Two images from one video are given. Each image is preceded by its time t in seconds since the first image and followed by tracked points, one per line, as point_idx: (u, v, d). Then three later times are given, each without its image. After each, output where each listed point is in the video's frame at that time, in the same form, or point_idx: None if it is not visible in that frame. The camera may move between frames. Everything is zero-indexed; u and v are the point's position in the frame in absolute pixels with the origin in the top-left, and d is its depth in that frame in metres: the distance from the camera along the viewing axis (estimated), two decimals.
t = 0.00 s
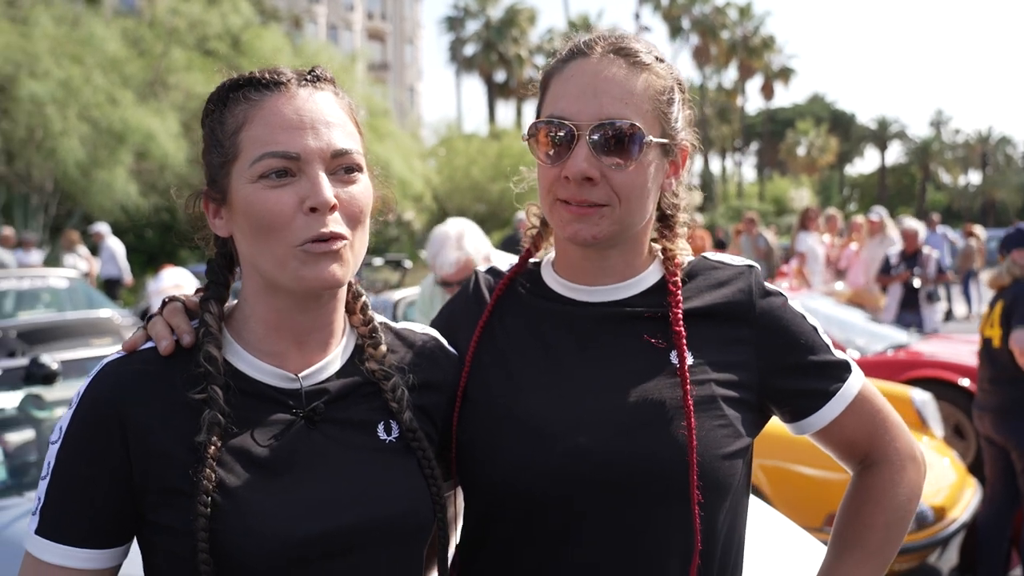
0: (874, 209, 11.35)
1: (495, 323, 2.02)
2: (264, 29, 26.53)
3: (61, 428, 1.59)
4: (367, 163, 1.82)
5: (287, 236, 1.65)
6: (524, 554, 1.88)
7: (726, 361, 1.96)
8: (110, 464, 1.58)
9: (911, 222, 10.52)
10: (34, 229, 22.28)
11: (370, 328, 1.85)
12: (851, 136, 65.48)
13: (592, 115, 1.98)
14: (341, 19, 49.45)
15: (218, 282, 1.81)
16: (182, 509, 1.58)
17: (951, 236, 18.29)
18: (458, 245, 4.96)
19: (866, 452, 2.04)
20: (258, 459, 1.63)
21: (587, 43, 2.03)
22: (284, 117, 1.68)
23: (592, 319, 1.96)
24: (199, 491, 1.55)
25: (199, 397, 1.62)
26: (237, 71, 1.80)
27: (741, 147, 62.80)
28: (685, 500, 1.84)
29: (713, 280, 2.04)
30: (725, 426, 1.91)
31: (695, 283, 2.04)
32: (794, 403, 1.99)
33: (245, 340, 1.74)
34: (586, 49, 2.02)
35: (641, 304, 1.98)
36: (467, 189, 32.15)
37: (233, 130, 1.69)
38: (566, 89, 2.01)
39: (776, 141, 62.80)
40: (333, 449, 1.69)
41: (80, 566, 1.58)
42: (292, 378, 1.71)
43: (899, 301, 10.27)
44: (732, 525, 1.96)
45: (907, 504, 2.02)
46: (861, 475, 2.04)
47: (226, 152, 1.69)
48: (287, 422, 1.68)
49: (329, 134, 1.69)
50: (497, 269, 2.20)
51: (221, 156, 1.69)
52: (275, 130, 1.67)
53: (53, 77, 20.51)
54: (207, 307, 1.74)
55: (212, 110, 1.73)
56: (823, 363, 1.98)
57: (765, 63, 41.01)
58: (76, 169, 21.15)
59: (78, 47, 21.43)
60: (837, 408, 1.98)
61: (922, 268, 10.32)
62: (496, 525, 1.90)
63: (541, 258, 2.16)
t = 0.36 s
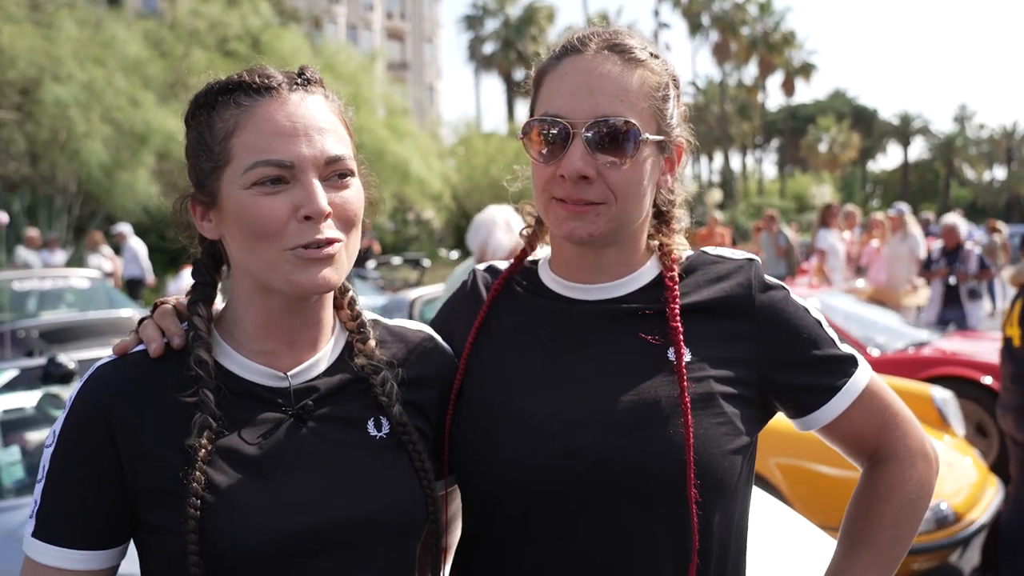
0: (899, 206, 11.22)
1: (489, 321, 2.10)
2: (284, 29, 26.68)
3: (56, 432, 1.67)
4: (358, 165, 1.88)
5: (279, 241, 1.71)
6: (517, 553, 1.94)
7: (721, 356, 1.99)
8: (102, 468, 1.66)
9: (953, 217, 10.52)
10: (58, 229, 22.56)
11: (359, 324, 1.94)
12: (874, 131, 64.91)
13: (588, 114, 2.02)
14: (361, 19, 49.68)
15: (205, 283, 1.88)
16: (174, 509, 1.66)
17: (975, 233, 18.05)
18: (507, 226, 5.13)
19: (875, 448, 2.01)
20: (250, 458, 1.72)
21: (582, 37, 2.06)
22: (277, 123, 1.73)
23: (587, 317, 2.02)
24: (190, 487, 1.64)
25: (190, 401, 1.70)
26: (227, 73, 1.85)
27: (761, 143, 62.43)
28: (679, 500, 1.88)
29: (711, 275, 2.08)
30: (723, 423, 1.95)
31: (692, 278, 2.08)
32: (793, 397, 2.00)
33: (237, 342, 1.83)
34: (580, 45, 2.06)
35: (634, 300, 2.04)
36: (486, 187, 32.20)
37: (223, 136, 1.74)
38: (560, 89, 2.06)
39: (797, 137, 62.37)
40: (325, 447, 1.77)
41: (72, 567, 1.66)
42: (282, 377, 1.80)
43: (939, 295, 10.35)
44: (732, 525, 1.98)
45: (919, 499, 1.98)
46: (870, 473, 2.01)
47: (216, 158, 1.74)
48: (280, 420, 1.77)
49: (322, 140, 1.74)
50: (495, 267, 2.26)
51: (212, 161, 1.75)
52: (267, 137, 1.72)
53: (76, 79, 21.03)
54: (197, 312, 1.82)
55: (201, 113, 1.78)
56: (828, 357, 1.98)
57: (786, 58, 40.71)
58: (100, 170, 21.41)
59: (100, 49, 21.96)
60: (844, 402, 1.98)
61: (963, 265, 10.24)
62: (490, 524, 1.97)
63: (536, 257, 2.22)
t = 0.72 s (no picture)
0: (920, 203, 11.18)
1: (489, 319, 2.12)
2: (300, 30, 26.79)
3: (53, 438, 1.70)
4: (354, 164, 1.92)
5: (276, 235, 1.74)
6: (515, 557, 1.95)
7: (724, 354, 2.00)
8: (98, 471, 1.69)
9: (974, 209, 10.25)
10: (79, 232, 22.73)
11: (351, 320, 1.98)
12: (893, 126, 64.46)
13: (606, 115, 2.03)
14: (377, 20, 49.96)
15: (195, 282, 1.97)
16: (174, 511, 1.69)
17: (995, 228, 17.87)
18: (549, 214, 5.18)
19: (875, 445, 2.00)
20: (246, 456, 1.74)
21: (589, 33, 2.07)
22: (278, 122, 1.76)
23: (588, 319, 2.02)
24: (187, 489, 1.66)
25: (185, 400, 1.74)
26: (224, 72, 1.89)
27: (779, 140, 62.22)
28: (683, 498, 1.87)
29: (710, 272, 2.08)
30: (725, 422, 1.94)
31: (689, 276, 2.09)
32: (797, 395, 1.99)
33: (229, 341, 1.87)
34: (588, 41, 2.06)
35: (634, 300, 2.04)
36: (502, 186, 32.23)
37: (223, 132, 1.77)
38: (570, 90, 2.05)
39: (815, 133, 62.06)
40: (320, 446, 1.80)
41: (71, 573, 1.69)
42: (277, 376, 1.83)
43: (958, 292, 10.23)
44: (735, 529, 1.98)
45: (918, 497, 1.97)
46: (870, 471, 2.00)
47: (215, 155, 1.77)
48: (276, 419, 1.80)
49: (321, 139, 1.78)
50: (493, 266, 2.31)
51: (209, 158, 1.78)
52: (268, 135, 1.75)
53: (95, 83, 21.34)
54: (190, 312, 1.86)
55: (197, 111, 1.82)
56: (831, 354, 1.96)
57: (803, 54, 40.51)
58: (119, 173, 21.57)
59: (119, 52, 22.19)
60: (845, 400, 1.96)
61: (984, 259, 9.97)
62: (489, 527, 1.97)
63: (533, 258, 2.24)
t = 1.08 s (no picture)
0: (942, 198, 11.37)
1: (490, 318, 2.12)
2: (314, 30, 26.84)
3: (54, 438, 1.72)
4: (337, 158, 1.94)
5: (251, 232, 1.79)
6: (516, 556, 1.95)
7: (727, 352, 1.99)
8: (99, 471, 1.70)
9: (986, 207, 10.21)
10: (95, 232, 22.80)
11: (348, 315, 2.01)
12: (910, 124, 64.06)
13: (617, 110, 2.03)
14: (392, 19, 50.02)
15: (194, 280, 2.00)
16: (175, 509, 1.70)
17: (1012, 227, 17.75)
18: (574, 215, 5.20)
19: (874, 444, 1.99)
20: (246, 453, 1.76)
21: (596, 30, 2.07)
22: (250, 118, 1.80)
23: (590, 318, 2.02)
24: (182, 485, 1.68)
25: (182, 395, 1.75)
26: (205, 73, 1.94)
27: (794, 138, 61.91)
28: (685, 497, 1.87)
29: (712, 271, 2.09)
30: (727, 421, 1.93)
31: (691, 274, 2.09)
32: (795, 394, 1.99)
33: (227, 339, 1.88)
34: (594, 38, 2.06)
35: (638, 298, 2.04)
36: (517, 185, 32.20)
37: (199, 133, 1.82)
38: (578, 87, 2.04)
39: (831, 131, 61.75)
40: (319, 443, 1.81)
41: (77, 571, 1.71)
42: (275, 373, 1.85)
43: (971, 289, 10.15)
44: (737, 528, 1.98)
45: (918, 495, 1.96)
46: (870, 469, 2.00)
47: (193, 155, 1.82)
48: (276, 416, 1.81)
49: (295, 134, 1.81)
50: (492, 266, 2.32)
51: (189, 159, 1.83)
52: (239, 133, 1.80)
53: (112, 83, 21.42)
54: (187, 310, 1.90)
55: (177, 113, 1.87)
56: (830, 352, 1.97)
57: (820, 51, 40.30)
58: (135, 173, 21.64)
59: (135, 53, 22.30)
60: (844, 398, 1.96)
61: (995, 256, 9.94)
62: (489, 526, 1.98)
63: (534, 257, 2.24)
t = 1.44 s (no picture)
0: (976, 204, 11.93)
1: (495, 319, 2.13)
2: (328, 30, 26.94)
3: (59, 437, 1.74)
4: (329, 158, 1.95)
5: (242, 232, 1.80)
6: (518, 558, 1.95)
7: (728, 355, 1.99)
8: (103, 470, 1.72)
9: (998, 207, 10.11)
10: (111, 231, 22.95)
11: (351, 317, 2.01)
12: (925, 124, 63.73)
13: (618, 107, 2.03)
14: (405, 20, 50.23)
15: (199, 281, 2.02)
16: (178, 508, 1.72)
17: None
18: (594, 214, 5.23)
19: (881, 448, 1.98)
20: (249, 451, 1.77)
21: (606, 28, 2.07)
22: (237, 120, 1.82)
23: (592, 319, 2.02)
24: (184, 484, 1.69)
25: (184, 394, 1.77)
26: (201, 77, 1.97)
27: (809, 138, 61.70)
28: (684, 503, 1.87)
29: (716, 273, 2.08)
30: (727, 424, 1.93)
31: (695, 277, 2.08)
32: (798, 398, 1.99)
33: (229, 339, 1.90)
34: (604, 35, 2.06)
35: (642, 299, 2.04)
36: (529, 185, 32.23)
37: (190, 136, 1.85)
38: (583, 82, 2.05)
39: (846, 131, 61.49)
40: (321, 444, 1.82)
41: (82, 568, 1.72)
42: (278, 373, 1.86)
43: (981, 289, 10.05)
44: (740, 531, 1.98)
45: (924, 503, 1.95)
46: (875, 474, 1.99)
47: (186, 160, 1.85)
48: (279, 417, 1.82)
49: (284, 134, 1.83)
50: (498, 266, 2.32)
51: (183, 163, 1.86)
52: (227, 134, 1.82)
53: (127, 83, 21.56)
54: (191, 310, 1.92)
55: (173, 116, 1.90)
56: (833, 356, 1.96)
57: (834, 50, 40.15)
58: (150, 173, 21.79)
59: (151, 54, 22.45)
60: (849, 402, 1.96)
61: (1005, 255, 9.81)
62: (490, 527, 1.98)
63: (539, 257, 2.25)
